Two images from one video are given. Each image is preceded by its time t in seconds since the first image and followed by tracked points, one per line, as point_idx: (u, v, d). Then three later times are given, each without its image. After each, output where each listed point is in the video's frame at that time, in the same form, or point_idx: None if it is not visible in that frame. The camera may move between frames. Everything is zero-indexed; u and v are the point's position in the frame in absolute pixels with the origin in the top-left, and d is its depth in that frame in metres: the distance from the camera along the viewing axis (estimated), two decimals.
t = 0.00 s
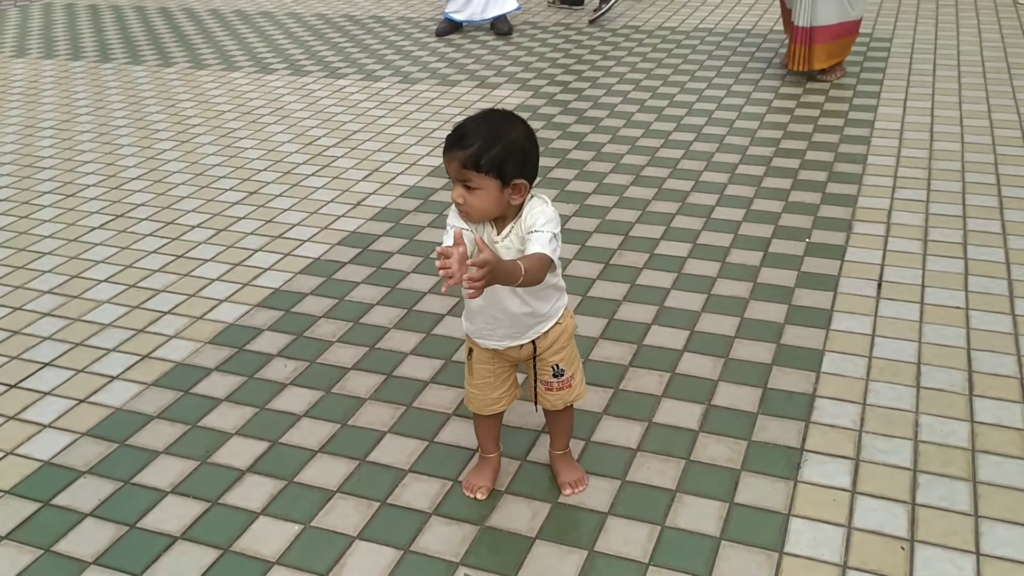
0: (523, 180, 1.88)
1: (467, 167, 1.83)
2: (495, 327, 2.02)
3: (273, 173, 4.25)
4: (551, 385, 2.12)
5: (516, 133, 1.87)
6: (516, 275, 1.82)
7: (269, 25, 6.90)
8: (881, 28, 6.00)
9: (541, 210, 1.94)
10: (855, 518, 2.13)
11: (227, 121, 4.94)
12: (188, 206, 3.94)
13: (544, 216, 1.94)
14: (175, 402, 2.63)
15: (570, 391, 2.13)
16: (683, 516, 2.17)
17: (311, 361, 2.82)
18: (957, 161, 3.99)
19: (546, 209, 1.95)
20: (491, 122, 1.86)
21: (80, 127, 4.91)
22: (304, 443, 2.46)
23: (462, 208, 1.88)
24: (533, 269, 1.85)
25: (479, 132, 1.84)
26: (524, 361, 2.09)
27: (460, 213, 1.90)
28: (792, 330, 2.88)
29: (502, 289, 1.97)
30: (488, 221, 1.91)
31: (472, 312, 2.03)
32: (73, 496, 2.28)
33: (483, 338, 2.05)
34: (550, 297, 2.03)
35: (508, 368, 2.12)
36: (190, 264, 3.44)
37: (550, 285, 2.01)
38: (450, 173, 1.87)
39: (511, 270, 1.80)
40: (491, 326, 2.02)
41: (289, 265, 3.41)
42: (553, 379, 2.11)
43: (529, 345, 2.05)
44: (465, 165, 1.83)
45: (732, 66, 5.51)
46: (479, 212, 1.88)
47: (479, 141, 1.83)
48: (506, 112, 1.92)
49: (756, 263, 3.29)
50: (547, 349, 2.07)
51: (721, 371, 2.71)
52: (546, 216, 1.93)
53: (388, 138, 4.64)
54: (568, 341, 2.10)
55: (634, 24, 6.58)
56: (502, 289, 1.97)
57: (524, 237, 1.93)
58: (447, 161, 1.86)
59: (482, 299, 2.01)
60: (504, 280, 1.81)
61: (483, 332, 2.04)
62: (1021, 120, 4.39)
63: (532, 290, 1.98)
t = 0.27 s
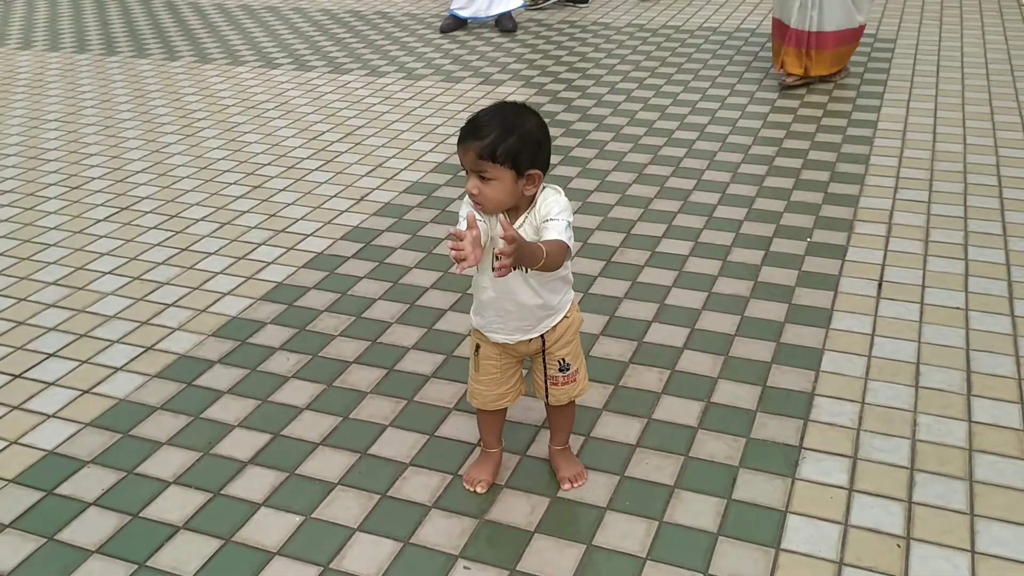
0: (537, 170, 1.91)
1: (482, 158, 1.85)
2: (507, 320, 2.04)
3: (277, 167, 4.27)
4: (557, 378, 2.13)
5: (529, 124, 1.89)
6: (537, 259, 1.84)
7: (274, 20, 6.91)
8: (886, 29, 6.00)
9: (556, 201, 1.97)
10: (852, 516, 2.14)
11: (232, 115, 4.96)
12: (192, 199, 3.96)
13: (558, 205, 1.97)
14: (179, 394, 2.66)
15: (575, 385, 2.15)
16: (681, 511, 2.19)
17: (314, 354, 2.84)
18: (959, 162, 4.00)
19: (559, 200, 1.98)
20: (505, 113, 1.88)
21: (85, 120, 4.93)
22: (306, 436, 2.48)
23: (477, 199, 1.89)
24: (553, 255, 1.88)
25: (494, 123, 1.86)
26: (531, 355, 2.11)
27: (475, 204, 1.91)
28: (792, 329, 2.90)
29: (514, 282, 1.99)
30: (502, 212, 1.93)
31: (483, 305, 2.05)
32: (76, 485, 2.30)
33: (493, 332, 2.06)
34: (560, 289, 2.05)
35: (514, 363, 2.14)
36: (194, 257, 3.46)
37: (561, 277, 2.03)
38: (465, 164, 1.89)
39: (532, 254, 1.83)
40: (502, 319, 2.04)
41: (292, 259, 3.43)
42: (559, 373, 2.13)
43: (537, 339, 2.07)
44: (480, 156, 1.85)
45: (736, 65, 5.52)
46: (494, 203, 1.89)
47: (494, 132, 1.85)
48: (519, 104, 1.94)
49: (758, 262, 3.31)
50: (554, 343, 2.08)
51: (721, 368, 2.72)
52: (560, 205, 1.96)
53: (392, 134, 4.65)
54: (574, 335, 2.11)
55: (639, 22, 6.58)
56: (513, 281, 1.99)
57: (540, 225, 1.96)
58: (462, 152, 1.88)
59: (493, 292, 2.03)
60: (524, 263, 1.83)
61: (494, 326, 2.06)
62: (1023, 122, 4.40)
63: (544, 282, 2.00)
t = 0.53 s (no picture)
0: (536, 167, 1.93)
1: (483, 153, 1.86)
2: (500, 318, 2.05)
3: (280, 166, 4.29)
4: (551, 377, 2.15)
5: (530, 121, 1.92)
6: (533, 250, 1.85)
7: (279, 19, 6.93)
8: (888, 32, 6.01)
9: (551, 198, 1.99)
10: (846, 517, 2.16)
11: (235, 114, 4.97)
12: (195, 197, 3.98)
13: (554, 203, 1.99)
14: (179, 390, 2.67)
15: (568, 385, 2.17)
16: (677, 511, 2.20)
17: (314, 352, 2.85)
18: (960, 166, 4.01)
19: (555, 197, 2.00)
20: (506, 111, 1.91)
21: (90, 117, 4.95)
22: (305, 433, 2.49)
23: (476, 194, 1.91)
24: (550, 248, 1.89)
25: (496, 119, 1.88)
26: (525, 355, 2.13)
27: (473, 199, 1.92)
28: (790, 330, 2.91)
29: (508, 280, 2.01)
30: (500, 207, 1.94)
31: (477, 304, 2.07)
32: (77, 480, 2.32)
33: (486, 331, 2.08)
34: (553, 289, 2.08)
35: (508, 363, 2.16)
36: (196, 255, 3.48)
37: (554, 276, 2.06)
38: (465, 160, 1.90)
39: (528, 243, 1.84)
40: (496, 318, 2.06)
41: (294, 258, 3.44)
42: (553, 372, 2.14)
43: (531, 338, 2.08)
44: (482, 151, 1.86)
45: (738, 67, 5.53)
46: (493, 198, 1.91)
47: (496, 128, 1.87)
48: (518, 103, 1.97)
49: (757, 264, 3.32)
50: (547, 343, 2.10)
51: (718, 369, 2.74)
52: (555, 203, 1.98)
53: (395, 133, 4.67)
54: (567, 334, 2.13)
55: (642, 23, 6.60)
56: (508, 279, 2.01)
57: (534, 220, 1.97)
58: (462, 147, 1.89)
59: (487, 290, 2.05)
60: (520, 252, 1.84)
61: (488, 325, 2.07)
62: None
63: (538, 281, 2.03)
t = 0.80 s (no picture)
0: (533, 166, 1.94)
1: (481, 150, 1.87)
2: (493, 318, 2.06)
3: (278, 166, 4.29)
4: (547, 379, 2.16)
5: (529, 120, 1.92)
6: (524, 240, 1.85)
7: (279, 19, 6.94)
8: (887, 33, 6.02)
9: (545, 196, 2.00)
10: (841, 517, 2.16)
11: (235, 114, 4.98)
12: (194, 197, 3.99)
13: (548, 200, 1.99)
14: (177, 390, 2.68)
15: (565, 387, 2.17)
16: (673, 511, 2.21)
17: (312, 352, 2.86)
18: (958, 167, 4.02)
19: (550, 195, 2.00)
20: (506, 109, 1.92)
21: (89, 117, 4.96)
22: (302, 432, 2.50)
23: (472, 190, 1.91)
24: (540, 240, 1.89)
25: (495, 116, 1.89)
26: (522, 357, 2.14)
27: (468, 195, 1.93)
28: (787, 331, 2.91)
29: (503, 279, 2.02)
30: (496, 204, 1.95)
31: (472, 302, 2.08)
32: (75, 479, 2.33)
33: (480, 330, 2.09)
34: (549, 289, 2.08)
35: (506, 364, 2.16)
36: (194, 255, 3.49)
37: (549, 277, 2.07)
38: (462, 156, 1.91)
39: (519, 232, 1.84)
40: (490, 317, 2.07)
41: (292, 258, 3.45)
42: (550, 374, 2.15)
43: (527, 339, 2.09)
44: (479, 148, 1.87)
45: (737, 68, 5.54)
46: (489, 195, 1.91)
47: (494, 125, 1.87)
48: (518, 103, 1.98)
49: (754, 264, 3.33)
50: (544, 345, 2.11)
51: (714, 369, 2.74)
52: (550, 201, 1.98)
53: (393, 133, 4.68)
54: (565, 336, 2.14)
55: (641, 24, 6.60)
56: (502, 278, 2.02)
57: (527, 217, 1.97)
58: (460, 143, 1.90)
59: (482, 289, 2.06)
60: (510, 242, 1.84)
61: (481, 324, 2.09)
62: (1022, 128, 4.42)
63: (532, 281, 2.04)
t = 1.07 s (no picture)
0: (534, 172, 1.95)
1: (483, 156, 1.88)
2: (495, 321, 2.07)
3: (277, 170, 4.31)
4: (547, 383, 2.17)
5: (531, 127, 1.93)
6: (522, 238, 1.86)
7: (278, 23, 6.96)
8: (885, 36, 6.03)
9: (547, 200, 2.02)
10: (836, 520, 2.17)
11: (234, 118, 5.00)
12: (193, 201, 4.00)
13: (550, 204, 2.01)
14: (175, 393, 2.69)
15: (565, 391, 2.18)
16: (668, 514, 2.21)
17: (309, 355, 2.87)
18: (955, 170, 4.03)
19: (551, 199, 2.03)
20: (508, 115, 1.92)
21: (89, 121, 4.97)
22: (299, 435, 2.51)
23: (473, 195, 1.92)
24: (537, 240, 1.89)
25: (498, 123, 1.90)
26: (523, 360, 2.15)
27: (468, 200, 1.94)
28: (783, 334, 2.92)
29: (504, 283, 2.03)
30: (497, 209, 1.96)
31: (473, 305, 2.09)
32: (73, 483, 2.34)
33: (481, 333, 2.10)
34: (550, 294, 2.09)
35: (506, 367, 2.17)
36: (193, 258, 3.50)
37: (550, 281, 2.07)
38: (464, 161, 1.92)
39: (517, 231, 1.85)
40: (491, 320, 2.08)
41: (291, 261, 3.46)
42: (550, 378, 2.16)
43: (528, 343, 2.10)
44: (481, 154, 1.88)
45: (735, 71, 5.56)
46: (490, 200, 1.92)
47: (496, 131, 1.88)
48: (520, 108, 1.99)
49: (751, 268, 3.34)
50: (545, 349, 2.12)
51: (711, 373, 2.75)
52: (552, 205, 2.00)
53: (392, 137, 4.69)
54: (566, 341, 2.15)
55: (640, 28, 6.62)
56: (504, 282, 2.03)
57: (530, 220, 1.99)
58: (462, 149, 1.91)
59: (483, 292, 2.07)
60: (508, 241, 1.85)
61: (483, 327, 2.10)
62: (1019, 131, 4.43)
63: (534, 285, 2.05)
